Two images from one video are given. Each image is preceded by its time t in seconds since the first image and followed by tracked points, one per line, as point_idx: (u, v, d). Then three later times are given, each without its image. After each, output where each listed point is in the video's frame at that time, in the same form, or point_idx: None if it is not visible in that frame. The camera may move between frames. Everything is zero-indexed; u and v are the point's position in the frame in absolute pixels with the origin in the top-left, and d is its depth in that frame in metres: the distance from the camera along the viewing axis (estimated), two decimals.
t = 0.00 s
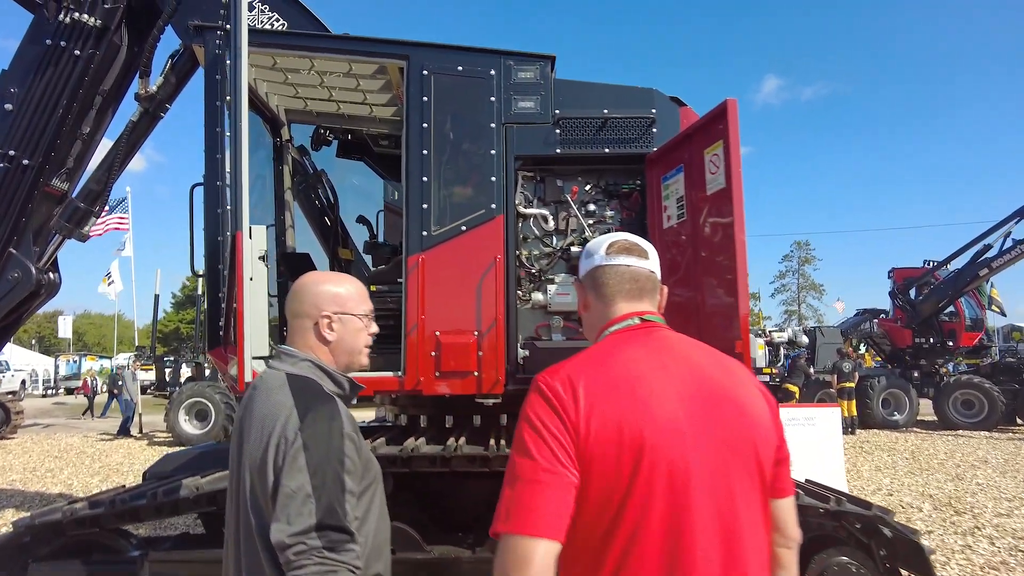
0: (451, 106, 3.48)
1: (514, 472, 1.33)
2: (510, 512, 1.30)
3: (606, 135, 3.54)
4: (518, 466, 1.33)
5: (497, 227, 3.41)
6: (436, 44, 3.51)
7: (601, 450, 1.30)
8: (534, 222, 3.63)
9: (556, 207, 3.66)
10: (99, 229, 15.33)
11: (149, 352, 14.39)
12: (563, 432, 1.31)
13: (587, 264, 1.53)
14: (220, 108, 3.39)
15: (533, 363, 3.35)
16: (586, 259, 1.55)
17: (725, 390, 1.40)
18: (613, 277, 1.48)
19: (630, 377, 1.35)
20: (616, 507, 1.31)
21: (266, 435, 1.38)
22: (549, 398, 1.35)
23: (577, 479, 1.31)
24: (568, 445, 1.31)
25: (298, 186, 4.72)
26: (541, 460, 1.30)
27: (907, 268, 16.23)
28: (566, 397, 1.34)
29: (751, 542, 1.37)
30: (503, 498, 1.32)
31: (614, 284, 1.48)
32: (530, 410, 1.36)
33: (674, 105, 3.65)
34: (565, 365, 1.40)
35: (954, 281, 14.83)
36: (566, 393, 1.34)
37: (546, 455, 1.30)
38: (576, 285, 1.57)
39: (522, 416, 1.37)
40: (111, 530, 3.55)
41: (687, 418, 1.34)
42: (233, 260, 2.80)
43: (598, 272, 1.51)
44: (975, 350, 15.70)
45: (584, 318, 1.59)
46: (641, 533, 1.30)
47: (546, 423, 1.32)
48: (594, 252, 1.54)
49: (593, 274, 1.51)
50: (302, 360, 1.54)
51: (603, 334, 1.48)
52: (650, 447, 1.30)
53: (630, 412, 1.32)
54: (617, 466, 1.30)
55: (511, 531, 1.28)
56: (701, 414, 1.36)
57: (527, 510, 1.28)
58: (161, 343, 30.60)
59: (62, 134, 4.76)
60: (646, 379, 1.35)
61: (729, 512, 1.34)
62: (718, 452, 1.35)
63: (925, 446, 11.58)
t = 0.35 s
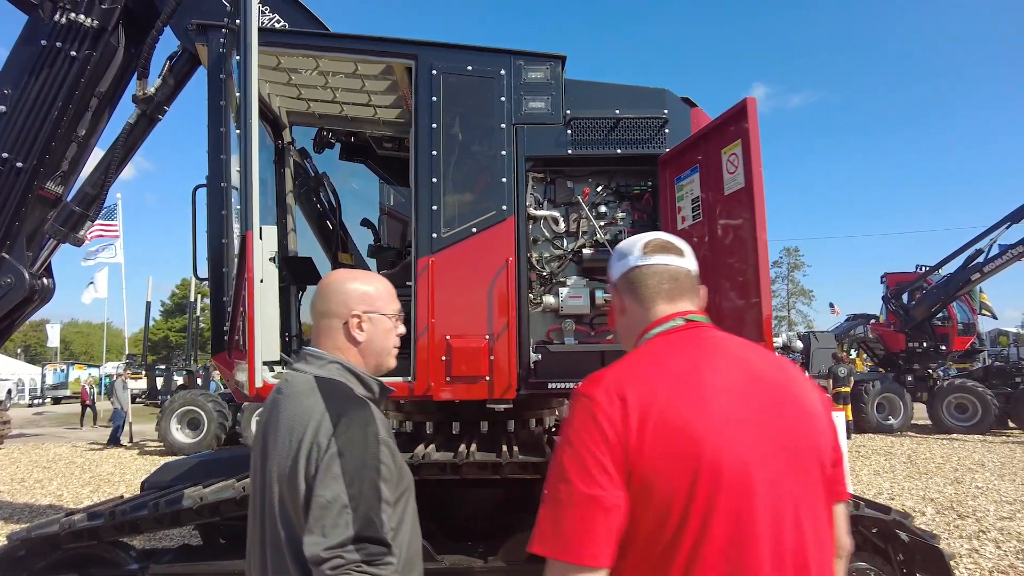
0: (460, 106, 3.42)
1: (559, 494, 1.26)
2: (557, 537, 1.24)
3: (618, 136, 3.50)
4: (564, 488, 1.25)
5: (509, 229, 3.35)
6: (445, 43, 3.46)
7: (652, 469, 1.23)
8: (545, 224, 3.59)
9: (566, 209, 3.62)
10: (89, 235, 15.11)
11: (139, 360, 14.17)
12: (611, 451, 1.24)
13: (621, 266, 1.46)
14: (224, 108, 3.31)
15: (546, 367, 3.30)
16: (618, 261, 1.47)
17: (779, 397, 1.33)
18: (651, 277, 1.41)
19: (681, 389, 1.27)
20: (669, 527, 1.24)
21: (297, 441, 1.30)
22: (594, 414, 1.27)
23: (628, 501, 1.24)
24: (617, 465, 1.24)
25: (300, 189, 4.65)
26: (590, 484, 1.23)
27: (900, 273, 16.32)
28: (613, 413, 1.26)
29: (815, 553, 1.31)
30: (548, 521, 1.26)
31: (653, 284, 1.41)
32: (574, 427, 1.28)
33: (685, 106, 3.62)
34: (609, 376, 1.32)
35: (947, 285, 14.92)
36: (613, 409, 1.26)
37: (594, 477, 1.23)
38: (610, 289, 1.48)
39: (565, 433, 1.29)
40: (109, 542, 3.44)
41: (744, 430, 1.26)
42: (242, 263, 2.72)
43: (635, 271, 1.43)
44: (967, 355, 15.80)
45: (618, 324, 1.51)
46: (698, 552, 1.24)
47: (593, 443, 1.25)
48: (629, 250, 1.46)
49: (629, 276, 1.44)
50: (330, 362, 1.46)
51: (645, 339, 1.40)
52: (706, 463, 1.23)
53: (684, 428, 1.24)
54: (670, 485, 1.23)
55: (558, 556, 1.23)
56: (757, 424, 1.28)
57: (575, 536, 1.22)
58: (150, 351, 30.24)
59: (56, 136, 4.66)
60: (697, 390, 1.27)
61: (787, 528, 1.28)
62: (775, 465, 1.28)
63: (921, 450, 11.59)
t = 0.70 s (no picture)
0: (463, 108, 3.38)
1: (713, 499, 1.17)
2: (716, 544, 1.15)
3: (621, 139, 3.50)
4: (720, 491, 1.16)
5: (512, 233, 3.31)
6: (448, 44, 3.41)
7: (811, 471, 1.17)
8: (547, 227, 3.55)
9: (568, 212, 3.58)
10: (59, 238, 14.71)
11: (110, 366, 13.79)
12: (770, 453, 1.16)
13: (741, 260, 1.35)
14: (220, 107, 3.22)
15: (552, 371, 3.32)
16: (736, 254, 1.36)
17: (897, 400, 1.31)
18: (771, 276, 1.33)
19: (828, 389, 1.22)
20: (822, 531, 1.18)
21: (338, 454, 1.24)
22: (747, 415, 1.18)
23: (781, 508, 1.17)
24: (771, 472, 1.16)
25: (290, 191, 4.56)
26: (752, 487, 1.14)
27: (873, 277, 16.65)
28: (768, 415, 1.18)
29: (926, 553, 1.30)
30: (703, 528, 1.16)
31: (779, 283, 1.33)
32: (722, 429, 1.19)
33: (687, 111, 3.63)
34: (749, 376, 1.24)
35: (918, 290, 15.25)
36: (767, 409, 1.18)
37: (758, 480, 1.15)
38: (724, 284, 1.37)
39: (712, 434, 1.20)
40: (96, 557, 3.31)
41: (883, 431, 1.24)
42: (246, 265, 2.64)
43: (752, 267, 1.34)
44: (937, 357, 16.17)
45: (722, 316, 1.41)
46: (850, 557, 1.18)
47: (750, 445, 1.16)
48: (748, 242, 1.36)
49: (751, 272, 1.34)
50: (369, 368, 1.45)
51: (763, 342, 1.33)
52: (860, 464, 1.18)
53: (836, 428, 1.19)
54: (826, 488, 1.17)
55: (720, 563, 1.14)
56: (888, 428, 1.25)
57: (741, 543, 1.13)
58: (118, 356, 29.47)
59: (36, 135, 4.50)
60: (837, 392, 1.23)
61: (915, 532, 1.26)
62: (907, 465, 1.26)
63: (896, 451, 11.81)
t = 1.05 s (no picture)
0: (450, 114, 3.36)
1: (798, 496, 1.21)
2: (805, 539, 1.18)
3: (607, 149, 3.55)
4: (806, 489, 1.21)
5: (499, 239, 3.32)
6: (435, 50, 3.40)
7: (887, 471, 1.23)
8: (532, 234, 3.57)
9: (553, 220, 3.62)
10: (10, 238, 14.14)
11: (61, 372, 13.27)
12: (851, 453, 1.22)
13: (816, 276, 1.44)
14: (202, 107, 3.11)
15: (537, 379, 3.32)
16: (811, 269, 1.45)
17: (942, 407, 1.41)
18: (842, 295, 1.43)
19: (894, 396, 1.30)
20: (894, 529, 1.25)
21: (366, 467, 1.27)
22: (826, 417, 1.25)
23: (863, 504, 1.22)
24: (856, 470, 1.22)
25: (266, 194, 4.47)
26: (838, 485, 1.19)
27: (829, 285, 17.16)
28: (846, 418, 1.25)
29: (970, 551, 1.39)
30: (790, 525, 1.20)
31: (846, 303, 1.43)
32: (803, 430, 1.25)
33: (669, 122, 3.70)
34: (821, 383, 1.31)
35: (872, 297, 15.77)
36: (845, 412, 1.25)
37: (843, 478, 1.20)
38: (795, 293, 1.45)
39: (793, 436, 1.26)
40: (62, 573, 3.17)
41: (942, 437, 1.32)
42: (236, 269, 2.59)
43: (826, 285, 1.44)
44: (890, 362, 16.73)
45: (779, 320, 1.50)
46: (922, 554, 1.24)
47: (837, 445, 1.22)
48: (825, 260, 1.45)
49: (824, 288, 1.43)
50: (384, 379, 1.43)
51: (823, 355, 1.41)
52: (929, 465, 1.25)
53: (906, 430, 1.26)
54: (903, 485, 1.24)
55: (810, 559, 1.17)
56: (944, 432, 1.34)
57: (831, 537, 1.17)
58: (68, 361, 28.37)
59: None
60: (902, 397, 1.31)
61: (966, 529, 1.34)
62: (960, 469, 1.35)
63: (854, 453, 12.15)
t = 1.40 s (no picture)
0: (421, 120, 3.34)
1: (787, 493, 1.25)
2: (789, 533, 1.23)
3: (578, 156, 3.57)
4: (795, 486, 1.25)
5: (471, 245, 3.31)
6: (406, 54, 3.37)
7: (876, 473, 1.27)
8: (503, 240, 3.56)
9: (524, 226, 3.63)
10: None
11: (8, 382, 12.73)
12: (842, 455, 1.26)
13: (835, 287, 1.50)
14: (165, 109, 3.02)
15: (510, 385, 3.31)
16: (830, 279, 1.51)
17: (931, 413, 1.46)
18: (857, 310, 1.51)
19: (889, 402, 1.34)
20: (878, 530, 1.29)
21: (352, 483, 1.27)
22: (821, 419, 1.28)
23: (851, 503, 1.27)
24: (846, 470, 1.26)
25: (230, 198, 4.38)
26: (827, 485, 1.23)
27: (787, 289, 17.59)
28: (840, 421, 1.29)
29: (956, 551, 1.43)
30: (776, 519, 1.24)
31: (856, 316, 1.51)
32: (797, 430, 1.29)
33: (638, 130, 3.76)
34: (818, 387, 1.35)
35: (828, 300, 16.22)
36: (840, 416, 1.29)
37: (832, 478, 1.24)
38: (817, 299, 1.49)
39: (787, 435, 1.29)
40: None
41: (932, 441, 1.37)
42: (203, 277, 2.53)
43: (846, 299, 1.50)
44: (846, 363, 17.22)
45: (792, 323, 1.52)
46: (905, 555, 1.28)
47: (828, 446, 1.26)
48: (843, 276, 1.51)
49: (844, 299, 1.49)
50: (369, 392, 1.41)
51: (826, 360, 1.46)
52: (918, 470, 1.29)
53: (896, 433, 1.30)
54: (892, 486, 1.28)
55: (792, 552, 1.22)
56: (933, 436, 1.38)
57: (814, 533, 1.21)
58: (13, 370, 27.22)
59: None
60: (893, 402, 1.35)
61: (954, 530, 1.38)
62: (949, 477, 1.38)
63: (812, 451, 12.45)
